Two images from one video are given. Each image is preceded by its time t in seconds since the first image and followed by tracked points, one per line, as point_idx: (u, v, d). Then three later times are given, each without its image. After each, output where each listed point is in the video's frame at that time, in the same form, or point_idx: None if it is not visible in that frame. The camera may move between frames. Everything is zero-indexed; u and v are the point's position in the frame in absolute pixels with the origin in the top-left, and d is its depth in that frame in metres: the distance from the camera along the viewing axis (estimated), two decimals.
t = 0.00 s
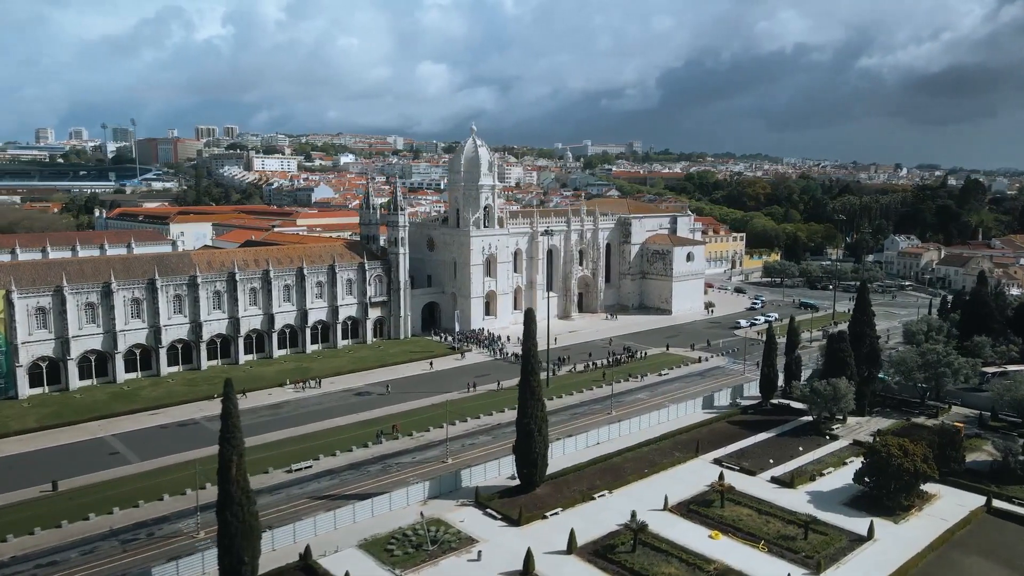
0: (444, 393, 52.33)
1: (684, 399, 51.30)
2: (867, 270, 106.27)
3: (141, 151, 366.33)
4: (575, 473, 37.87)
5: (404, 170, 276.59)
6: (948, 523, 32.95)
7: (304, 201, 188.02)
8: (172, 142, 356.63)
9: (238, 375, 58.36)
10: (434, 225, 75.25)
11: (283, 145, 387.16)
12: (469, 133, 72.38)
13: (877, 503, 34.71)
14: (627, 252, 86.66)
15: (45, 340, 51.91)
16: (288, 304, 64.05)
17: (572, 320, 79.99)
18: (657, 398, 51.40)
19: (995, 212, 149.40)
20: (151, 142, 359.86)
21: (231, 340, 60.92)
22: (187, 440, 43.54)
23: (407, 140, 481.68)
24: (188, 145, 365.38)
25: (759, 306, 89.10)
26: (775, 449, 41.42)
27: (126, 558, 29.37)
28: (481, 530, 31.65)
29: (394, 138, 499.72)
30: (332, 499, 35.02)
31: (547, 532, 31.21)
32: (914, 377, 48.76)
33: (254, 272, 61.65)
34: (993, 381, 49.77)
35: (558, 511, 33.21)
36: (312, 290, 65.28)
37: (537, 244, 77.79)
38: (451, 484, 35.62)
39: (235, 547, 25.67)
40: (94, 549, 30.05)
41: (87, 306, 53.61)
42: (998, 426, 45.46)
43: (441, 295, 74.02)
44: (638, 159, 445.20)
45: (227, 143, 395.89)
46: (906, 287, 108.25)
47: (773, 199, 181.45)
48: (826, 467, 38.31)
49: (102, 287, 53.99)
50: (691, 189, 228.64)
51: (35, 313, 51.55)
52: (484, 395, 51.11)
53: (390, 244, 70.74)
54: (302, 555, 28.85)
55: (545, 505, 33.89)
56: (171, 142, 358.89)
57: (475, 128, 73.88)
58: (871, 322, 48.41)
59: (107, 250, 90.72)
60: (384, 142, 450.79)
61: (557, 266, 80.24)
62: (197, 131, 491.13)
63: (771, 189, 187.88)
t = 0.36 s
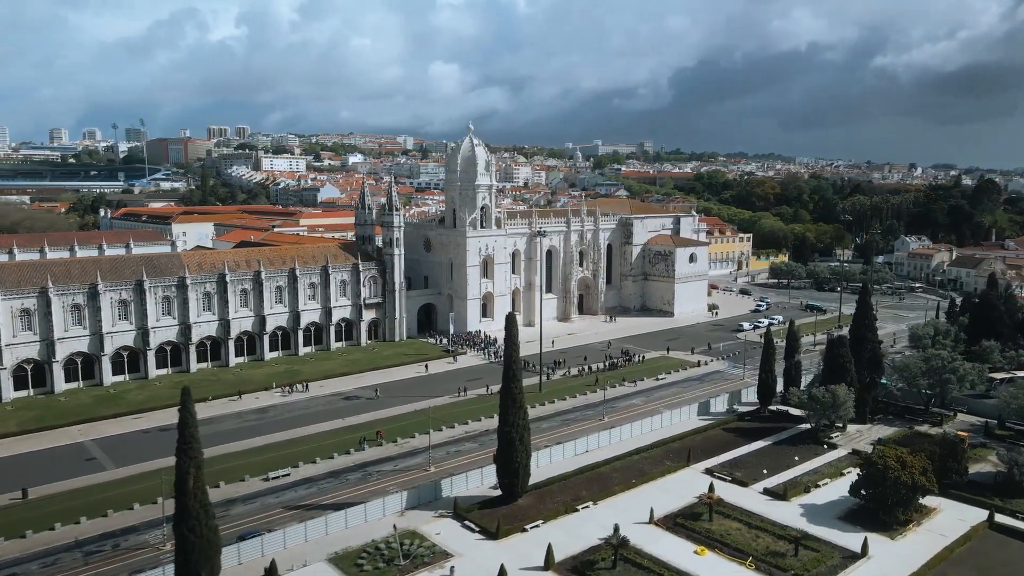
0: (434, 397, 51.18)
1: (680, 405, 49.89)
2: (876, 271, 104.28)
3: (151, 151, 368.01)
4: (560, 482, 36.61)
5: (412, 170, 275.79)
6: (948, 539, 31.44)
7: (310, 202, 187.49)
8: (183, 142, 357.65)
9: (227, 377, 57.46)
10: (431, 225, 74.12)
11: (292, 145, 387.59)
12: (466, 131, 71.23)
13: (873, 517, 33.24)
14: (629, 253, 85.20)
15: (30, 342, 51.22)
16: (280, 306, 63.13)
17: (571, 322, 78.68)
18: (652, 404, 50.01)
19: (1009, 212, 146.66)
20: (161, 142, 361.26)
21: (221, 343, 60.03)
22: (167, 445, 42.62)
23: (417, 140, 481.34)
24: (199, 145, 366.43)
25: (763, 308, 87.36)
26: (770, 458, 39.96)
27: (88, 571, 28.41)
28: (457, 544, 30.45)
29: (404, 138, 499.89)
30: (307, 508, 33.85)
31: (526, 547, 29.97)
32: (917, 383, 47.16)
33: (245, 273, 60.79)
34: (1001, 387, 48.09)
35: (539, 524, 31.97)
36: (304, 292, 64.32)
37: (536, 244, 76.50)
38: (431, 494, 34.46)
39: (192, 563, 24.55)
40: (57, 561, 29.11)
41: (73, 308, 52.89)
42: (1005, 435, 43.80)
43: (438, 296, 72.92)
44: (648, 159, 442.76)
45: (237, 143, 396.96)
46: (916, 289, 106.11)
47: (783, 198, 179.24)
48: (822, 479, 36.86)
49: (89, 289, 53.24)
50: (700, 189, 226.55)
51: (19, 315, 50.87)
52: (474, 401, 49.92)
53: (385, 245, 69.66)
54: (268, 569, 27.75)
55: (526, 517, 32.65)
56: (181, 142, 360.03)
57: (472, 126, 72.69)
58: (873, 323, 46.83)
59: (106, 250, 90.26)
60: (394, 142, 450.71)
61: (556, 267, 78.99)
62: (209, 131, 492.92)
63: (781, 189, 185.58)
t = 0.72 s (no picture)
0: (422, 402, 50.05)
1: (674, 411, 48.50)
2: (885, 273, 102.29)
3: (163, 151, 369.67)
4: (544, 493, 35.33)
5: (420, 169, 275.17)
6: (946, 557, 29.90)
7: (316, 202, 186.98)
8: (193, 142, 358.78)
9: (216, 380, 56.59)
10: (427, 226, 73.09)
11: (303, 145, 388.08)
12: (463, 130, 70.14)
13: (868, 532, 31.73)
14: (630, 254, 83.76)
15: (14, 345, 50.55)
16: (272, 308, 62.21)
17: (570, 325, 77.43)
18: (646, 410, 48.63)
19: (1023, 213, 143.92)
20: (172, 142, 362.80)
21: (211, 345, 59.18)
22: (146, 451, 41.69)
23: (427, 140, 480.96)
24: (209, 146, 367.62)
25: (768, 310, 85.73)
26: (764, 468, 38.55)
27: None
28: (431, 558, 29.25)
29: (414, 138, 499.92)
30: (280, 519, 32.75)
31: (501, 563, 28.74)
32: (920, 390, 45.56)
33: (235, 274, 59.91)
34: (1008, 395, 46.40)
35: (517, 538, 30.74)
36: (297, 293, 63.37)
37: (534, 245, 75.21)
38: (407, 505, 33.32)
39: None
40: (15, 574, 28.14)
41: (58, 310, 52.17)
42: (1011, 445, 42.14)
43: (433, 298, 71.87)
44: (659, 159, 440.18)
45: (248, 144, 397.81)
46: (926, 291, 104.03)
47: (792, 199, 177.02)
48: (816, 491, 35.43)
49: (74, 291, 52.51)
50: (709, 189, 224.44)
51: (4, 317, 50.20)
52: (463, 407, 48.70)
53: (379, 245, 68.63)
54: None
55: (504, 531, 31.42)
56: (192, 142, 361.26)
57: (469, 125, 71.52)
58: (874, 330, 45.14)
59: (104, 251, 89.80)
60: (404, 142, 450.66)
61: (555, 269, 77.76)
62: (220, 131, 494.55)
63: (791, 189, 183.28)
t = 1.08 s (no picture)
0: (412, 407, 49.04)
1: (669, 417, 47.23)
2: (893, 275, 100.50)
3: (172, 151, 370.79)
4: (528, 502, 34.24)
5: (427, 169, 274.45)
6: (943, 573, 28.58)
7: (321, 202, 186.46)
8: (202, 142, 359.63)
9: (205, 383, 55.78)
10: (424, 226, 72.08)
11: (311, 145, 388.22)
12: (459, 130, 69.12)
13: (863, 546, 30.45)
14: (631, 255, 82.39)
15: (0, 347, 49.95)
16: (263, 309, 61.38)
17: (570, 327, 76.31)
18: (640, 416, 47.40)
19: None
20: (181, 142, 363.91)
21: (202, 347, 58.40)
22: (126, 456, 40.90)
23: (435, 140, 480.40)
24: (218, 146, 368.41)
25: (772, 312, 84.29)
26: (758, 478, 37.26)
27: None
28: (405, 572, 28.21)
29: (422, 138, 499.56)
30: (253, 529, 31.76)
31: None
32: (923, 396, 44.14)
33: (227, 275, 59.11)
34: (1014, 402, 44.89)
35: (496, 550, 29.67)
36: (289, 295, 62.51)
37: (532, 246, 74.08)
38: (385, 514, 32.30)
39: None
40: None
41: (45, 311, 51.54)
42: (1017, 455, 40.66)
43: (430, 299, 70.90)
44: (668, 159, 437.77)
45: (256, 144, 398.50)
46: (936, 293, 102.15)
47: (800, 199, 174.97)
48: (810, 502, 34.14)
49: (61, 292, 51.87)
50: (717, 189, 222.51)
51: None
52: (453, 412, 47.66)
53: (374, 246, 67.67)
54: None
55: (483, 542, 30.33)
56: (201, 142, 362.07)
57: (465, 124, 70.45)
58: (874, 333, 43.75)
59: (102, 251, 89.42)
60: (413, 142, 450.21)
61: (554, 270, 76.64)
62: (230, 132, 495.90)
63: (799, 188, 181.19)
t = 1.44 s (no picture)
0: (400, 412, 47.89)
1: (662, 423, 45.84)
2: (902, 276, 98.43)
3: (182, 151, 371.85)
4: (508, 514, 33.01)
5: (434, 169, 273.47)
6: None
7: (326, 202, 185.81)
8: (212, 142, 360.24)
9: (193, 386, 54.91)
10: (419, 226, 70.96)
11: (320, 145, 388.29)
12: (455, 128, 68.01)
13: (855, 563, 29.02)
14: (632, 256, 80.91)
15: None
16: (254, 311, 60.48)
17: (568, 329, 74.97)
18: (633, 423, 46.03)
19: None
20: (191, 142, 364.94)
21: (190, 349, 57.57)
22: (102, 462, 40.01)
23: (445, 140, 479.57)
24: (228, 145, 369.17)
25: (776, 314, 82.60)
26: (749, 489, 35.88)
27: None
28: None
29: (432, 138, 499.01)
30: (221, 540, 30.73)
31: None
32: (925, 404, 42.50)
33: (216, 276, 58.24)
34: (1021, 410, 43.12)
35: (470, 565, 28.49)
36: (281, 296, 61.57)
37: (530, 247, 72.80)
38: (358, 526, 31.17)
39: None
40: None
41: (29, 313, 50.84)
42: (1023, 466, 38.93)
43: (425, 301, 69.75)
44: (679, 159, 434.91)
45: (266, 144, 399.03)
46: (946, 295, 99.97)
47: (810, 199, 172.66)
48: (802, 516, 32.74)
49: (46, 293, 51.15)
50: (726, 189, 220.32)
51: None
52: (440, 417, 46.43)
53: (367, 247, 66.66)
54: None
55: (458, 557, 29.11)
56: (211, 141, 362.83)
57: (461, 123, 69.27)
58: (874, 338, 42.21)
59: (100, 251, 88.99)
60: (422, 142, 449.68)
61: (553, 271, 75.33)
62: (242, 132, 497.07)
63: (809, 188, 178.82)
